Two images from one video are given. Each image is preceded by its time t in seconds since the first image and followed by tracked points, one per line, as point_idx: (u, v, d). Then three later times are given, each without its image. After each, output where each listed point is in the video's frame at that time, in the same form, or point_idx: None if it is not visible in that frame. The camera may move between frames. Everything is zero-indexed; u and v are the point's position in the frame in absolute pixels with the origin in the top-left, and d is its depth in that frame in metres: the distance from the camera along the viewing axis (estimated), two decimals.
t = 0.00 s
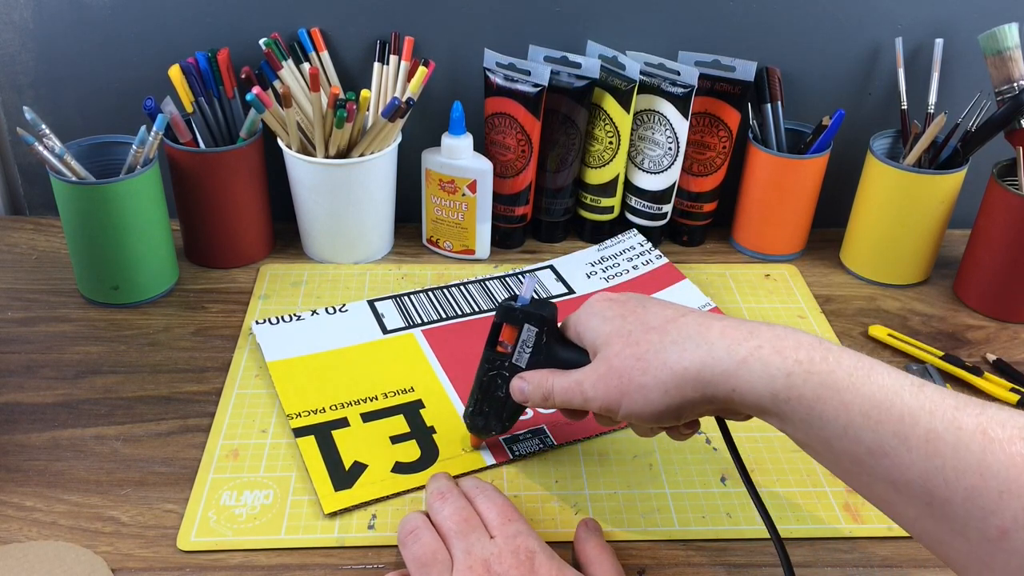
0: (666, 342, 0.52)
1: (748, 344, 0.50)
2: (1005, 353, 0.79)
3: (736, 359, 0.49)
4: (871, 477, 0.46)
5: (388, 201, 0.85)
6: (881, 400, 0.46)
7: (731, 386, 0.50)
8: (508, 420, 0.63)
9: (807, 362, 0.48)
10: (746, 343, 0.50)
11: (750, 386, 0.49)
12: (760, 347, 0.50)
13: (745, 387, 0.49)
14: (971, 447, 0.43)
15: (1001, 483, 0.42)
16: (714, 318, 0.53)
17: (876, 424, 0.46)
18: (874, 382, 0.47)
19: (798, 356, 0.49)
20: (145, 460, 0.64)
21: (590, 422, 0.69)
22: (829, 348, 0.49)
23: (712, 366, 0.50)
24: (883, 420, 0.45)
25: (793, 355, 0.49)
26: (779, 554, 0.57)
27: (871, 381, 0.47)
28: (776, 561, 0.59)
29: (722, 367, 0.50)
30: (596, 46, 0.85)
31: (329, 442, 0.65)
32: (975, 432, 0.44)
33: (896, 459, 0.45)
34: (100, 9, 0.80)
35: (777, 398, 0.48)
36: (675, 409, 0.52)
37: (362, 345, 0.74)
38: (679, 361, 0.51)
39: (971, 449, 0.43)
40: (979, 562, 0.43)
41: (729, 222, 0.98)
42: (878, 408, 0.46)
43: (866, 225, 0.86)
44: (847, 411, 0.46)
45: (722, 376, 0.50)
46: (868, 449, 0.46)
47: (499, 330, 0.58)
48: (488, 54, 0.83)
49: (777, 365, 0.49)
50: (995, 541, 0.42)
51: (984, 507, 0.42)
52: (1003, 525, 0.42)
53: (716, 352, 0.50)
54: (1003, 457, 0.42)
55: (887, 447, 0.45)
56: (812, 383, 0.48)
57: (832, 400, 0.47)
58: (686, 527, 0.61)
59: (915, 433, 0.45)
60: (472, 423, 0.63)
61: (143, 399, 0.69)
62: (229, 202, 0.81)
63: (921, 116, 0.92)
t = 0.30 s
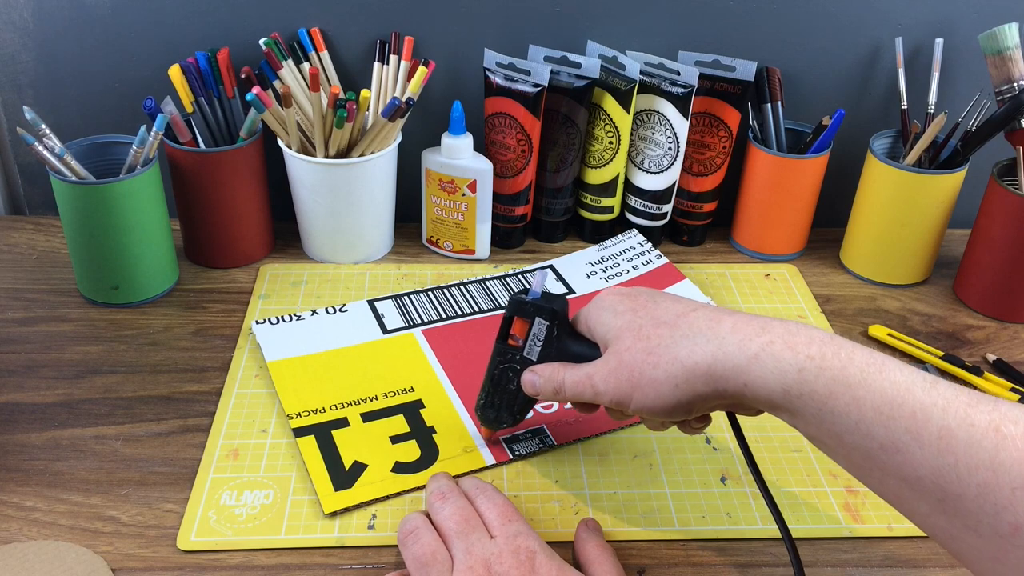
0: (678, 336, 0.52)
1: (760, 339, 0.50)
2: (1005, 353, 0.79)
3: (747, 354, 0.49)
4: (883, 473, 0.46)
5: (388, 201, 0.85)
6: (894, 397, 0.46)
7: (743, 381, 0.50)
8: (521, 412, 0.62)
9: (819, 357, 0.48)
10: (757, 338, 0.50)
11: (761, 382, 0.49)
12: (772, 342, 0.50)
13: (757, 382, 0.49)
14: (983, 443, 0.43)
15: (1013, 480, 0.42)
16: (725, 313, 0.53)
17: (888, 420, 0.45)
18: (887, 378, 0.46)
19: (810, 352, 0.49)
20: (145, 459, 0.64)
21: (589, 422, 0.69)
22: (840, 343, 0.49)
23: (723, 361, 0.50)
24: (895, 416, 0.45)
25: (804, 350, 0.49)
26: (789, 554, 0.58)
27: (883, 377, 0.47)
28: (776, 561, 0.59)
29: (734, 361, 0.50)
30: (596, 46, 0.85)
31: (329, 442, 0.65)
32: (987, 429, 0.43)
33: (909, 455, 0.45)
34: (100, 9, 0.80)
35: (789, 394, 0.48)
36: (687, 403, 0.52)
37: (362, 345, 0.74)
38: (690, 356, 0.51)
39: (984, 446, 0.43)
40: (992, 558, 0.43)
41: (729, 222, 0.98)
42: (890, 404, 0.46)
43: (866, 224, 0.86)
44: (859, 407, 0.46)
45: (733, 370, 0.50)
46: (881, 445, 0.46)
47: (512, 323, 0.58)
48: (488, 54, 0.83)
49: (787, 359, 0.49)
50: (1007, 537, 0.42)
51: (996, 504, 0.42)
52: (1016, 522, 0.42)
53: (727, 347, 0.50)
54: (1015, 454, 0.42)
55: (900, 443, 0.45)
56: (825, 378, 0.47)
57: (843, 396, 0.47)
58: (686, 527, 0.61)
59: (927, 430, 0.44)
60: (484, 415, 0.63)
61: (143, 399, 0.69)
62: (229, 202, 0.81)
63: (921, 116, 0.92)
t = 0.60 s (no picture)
0: (636, 345, 0.52)
1: (717, 348, 0.50)
2: (1005, 353, 0.79)
3: (704, 364, 0.49)
4: (843, 480, 0.46)
5: (388, 201, 0.85)
6: (851, 404, 0.45)
7: (701, 391, 0.49)
8: (483, 425, 0.62)
9: (776, 365, 0.48)
10: (715, 347, 0.50)
11: (720, 390, 0.49)
12: (729, 351, 0.49)
13: (715, 391, 0.49)
14: (941, 450, 0.43)
15: (971, 487, 0.42)
16: (685, 320, 0.52)
17: (847, 427, 0.45)
18: (843, 384, 0.46)
19: (767, 360, 0.48)
20: (146, 459, 0.64)
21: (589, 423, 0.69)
22: (797, 349, 0.49)
23: (681, 371, 0.50)
24: (854, 423, 0.45)
25: (762, 358, 0.48)
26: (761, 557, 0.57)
27: (838, 383, 0.46)
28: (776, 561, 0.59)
29: (692, 371, 0.49)
30: (596, 45, 0.85)
31: (329, 442, 0.65)
32: (945, 435, 0.43)
33: (867, 462, 0.44)
34: (99, 9, 0.80)
35: (747, 402, 0.48)
36: (648, 412, 0.52)
37: (363, 345, 0.74)
38: (648, 366, 0.51)
39: (942, 452, 0.43)
40: (955, 564, 0.43)
41: (729, 222, 0.98)
42: (848, 411, 0.45)
43: (866, 224, 0.86)
44: (817, 415, 0.46)
45: (691, 380, 0.49)
46: (840, 452, 0.45)
47: (470, 335, 0.58)
48: (488, 54, 0.83)
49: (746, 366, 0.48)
50: (968, 544, 0.42)
51: (955, 510, 0.42)
52: (975, 528, 0.41)
53: (684, 357, 0.50)
54: (973, 459, 0.42)
55: (858, 451, 0.45)
56: (781, 387, 0.47)
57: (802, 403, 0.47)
58: (686, 527, 0.61)
59: (885, 437, 0.44)
60: (445, 428, 0.62)
61: (143, 398, 0.69)
62: (229, 202, 0.81)
63: (921, 116, 0.92)
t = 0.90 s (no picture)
0: (677, 334, 0.52)
1: (760, 338, 0.50)
2: (1005, 352, 0.79)
3: (747, 354, 0.49)
4: (881, 473, 0.46)
5: (388, 201, 0.85)
6: (893, 397, 0.46)
7: (742, 380, 0.49)
8: (519, 413, 0.63)
9: (819, 357, 0.48)
10: (757, 337, 0.50)
11: (761, 381, 0.49)
12: (771, 342, 0.49)
13: (756, 382, 0.49)
14: (983, 444, 0.43)
15: (1013, 480, 0.42)
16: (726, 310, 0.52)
17: (889, 420, 0.45)
18: (885, 378, 0.46)
19: (810, 351, 0.48)
20: (146, 459, 0.64)
21: (588, 423, 0.69)
22: (839, 342, 0.49)
23: (722, 361, 0.50)
24: (896, 417, 0.45)
25: (804, 349, 0.48)
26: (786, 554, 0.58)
27: (882, 377, 0.47)
28: (776, 561, 0.59)
29: (733, 361, 0.49)
30: (596, 45, 0.85)
31: (329, 442, 0.65)
32: (988, 430, 0.44)
33: (908, 455, 0.45)
34: (99, 9, 0.80)
35: (788, 393, 0.48)
36: (685, 402, 0.52)
37: (362, 344, 0.74)
38: (689, 355, 0.50)
39: (984, 446, 0.43)
40: (991, 558, 0.43)
41: (729, 221, 0.98)
42: (890, 404, 0.46)
43: (866, 224, 0.86)
44: (860, 407, 0.46)
45: (732, 370, 0.49)
46: (881, 445, 0.46)
47: (507, 324, 0.58)
48: (488, 54, 0.83)
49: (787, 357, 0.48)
50: (1006, 538, 0.42)
51: (995, 504, 0.42)
52: (1014, 522, 0.42)
53: (726, 347, 0.50)
54: (1015, 454, 0.43)
55: (899, 443, 0.45)
56: (825, 378, 0.47)
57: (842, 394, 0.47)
58: (686, 526, 0.61)
59: (927, 430, 0.45)
60: (483, 416, 0.64)
61: (143, 398, 0.69)
62: (229, 202, 0.81)
63: (921, 115, 0.92)
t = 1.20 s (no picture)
0: (659, 339, 0.51)
1: (741, 342, 0.49)
2: (1005, 352, 0.79)
3: (727, 360, 0.49)
4: (872, 473, 0.46)
5: (388, 201, 0.85)
6: (879, 399, 0.45)
7: (725, 385, 0.49)
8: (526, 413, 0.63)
9: (801, 361, 0.48)
10: (738, 341, 0.49)
11: (744, 385, 0.49)
12: (752, 346, 0.49)
13: (739, 387, 0.49)
14: (973, 445, 0.43)
15: (1003, 481, 0.42)
16: (710, 309, 0.52)
17: (875, 424, 0.45)
18: (871, 380, 0.46)
19: (791, 355, 0.48)
20: (146, 459, 0.64)
21: (588, 423, 0.69)
22: (823, 340, 0.48)
23: (704, 366, 0.49)
24: (882, 420, 0.45)
25: (786, 354, 0.48)
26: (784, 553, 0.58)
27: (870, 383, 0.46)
28: (776, 561, 0.59)
29: (714, 367, 0.49)
30: (596, 45, 0.85)
31: (329, 442, 0.65)
32: (976, 430, 0.44)
33: (896, 457, 0.45)
34: (99, 9, 0.80)
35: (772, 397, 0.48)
36: (674, 405, 0.52)
37: (362, 344, 0.74)
38: (671, 361, 0.50)
39: (973, 448, 0.43)
40: (984, 558, 0.43)
41: (729, 221, 0.98)
42: (876, 406, 0.45)
43: (866, 224, 0.86)
44: (845, 411, 0.46)
45: (714, 376, 0.49)
46: (869, 447, 0.46)
47: (498, 334, 0.59)
48: (488, 54, 0.83)
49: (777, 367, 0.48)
50: (998, 538, 0.42)
51: (987, 505, 0.43)
52: (1007, 523, 0.42)
53: (706, 352, 0.49)
54: (1005, 455, 0.43)
55: (886, 445, 0.45)
56: (807, 383, 0.47)
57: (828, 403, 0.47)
58: (686, 526, 0.61)
59: (915, 432, 0.44)
60: (491, 419, 0.64)
61: (143, 398, 0.70)
62: (229, 202, 0.81)
63: (921, 115, 0.92)
